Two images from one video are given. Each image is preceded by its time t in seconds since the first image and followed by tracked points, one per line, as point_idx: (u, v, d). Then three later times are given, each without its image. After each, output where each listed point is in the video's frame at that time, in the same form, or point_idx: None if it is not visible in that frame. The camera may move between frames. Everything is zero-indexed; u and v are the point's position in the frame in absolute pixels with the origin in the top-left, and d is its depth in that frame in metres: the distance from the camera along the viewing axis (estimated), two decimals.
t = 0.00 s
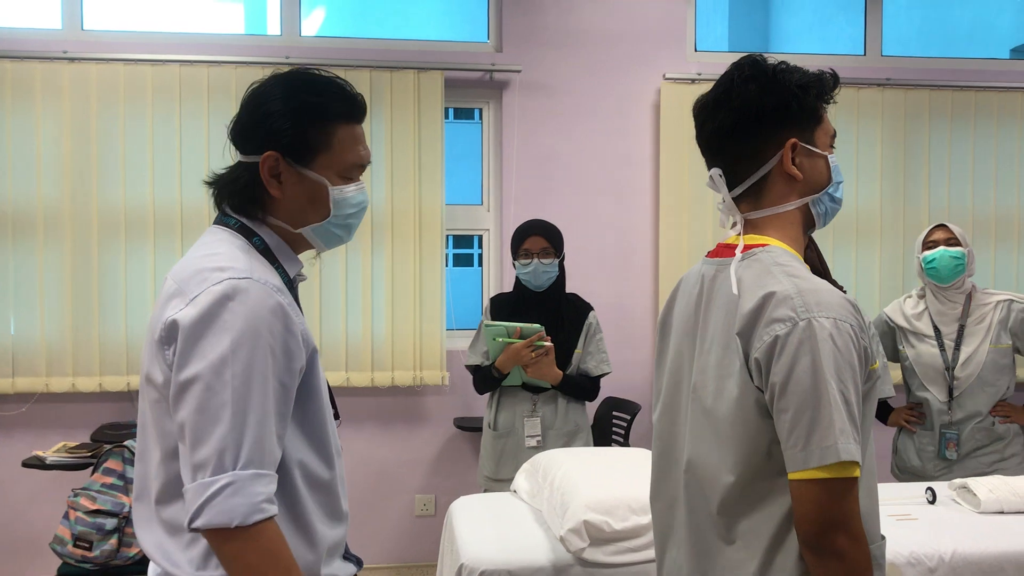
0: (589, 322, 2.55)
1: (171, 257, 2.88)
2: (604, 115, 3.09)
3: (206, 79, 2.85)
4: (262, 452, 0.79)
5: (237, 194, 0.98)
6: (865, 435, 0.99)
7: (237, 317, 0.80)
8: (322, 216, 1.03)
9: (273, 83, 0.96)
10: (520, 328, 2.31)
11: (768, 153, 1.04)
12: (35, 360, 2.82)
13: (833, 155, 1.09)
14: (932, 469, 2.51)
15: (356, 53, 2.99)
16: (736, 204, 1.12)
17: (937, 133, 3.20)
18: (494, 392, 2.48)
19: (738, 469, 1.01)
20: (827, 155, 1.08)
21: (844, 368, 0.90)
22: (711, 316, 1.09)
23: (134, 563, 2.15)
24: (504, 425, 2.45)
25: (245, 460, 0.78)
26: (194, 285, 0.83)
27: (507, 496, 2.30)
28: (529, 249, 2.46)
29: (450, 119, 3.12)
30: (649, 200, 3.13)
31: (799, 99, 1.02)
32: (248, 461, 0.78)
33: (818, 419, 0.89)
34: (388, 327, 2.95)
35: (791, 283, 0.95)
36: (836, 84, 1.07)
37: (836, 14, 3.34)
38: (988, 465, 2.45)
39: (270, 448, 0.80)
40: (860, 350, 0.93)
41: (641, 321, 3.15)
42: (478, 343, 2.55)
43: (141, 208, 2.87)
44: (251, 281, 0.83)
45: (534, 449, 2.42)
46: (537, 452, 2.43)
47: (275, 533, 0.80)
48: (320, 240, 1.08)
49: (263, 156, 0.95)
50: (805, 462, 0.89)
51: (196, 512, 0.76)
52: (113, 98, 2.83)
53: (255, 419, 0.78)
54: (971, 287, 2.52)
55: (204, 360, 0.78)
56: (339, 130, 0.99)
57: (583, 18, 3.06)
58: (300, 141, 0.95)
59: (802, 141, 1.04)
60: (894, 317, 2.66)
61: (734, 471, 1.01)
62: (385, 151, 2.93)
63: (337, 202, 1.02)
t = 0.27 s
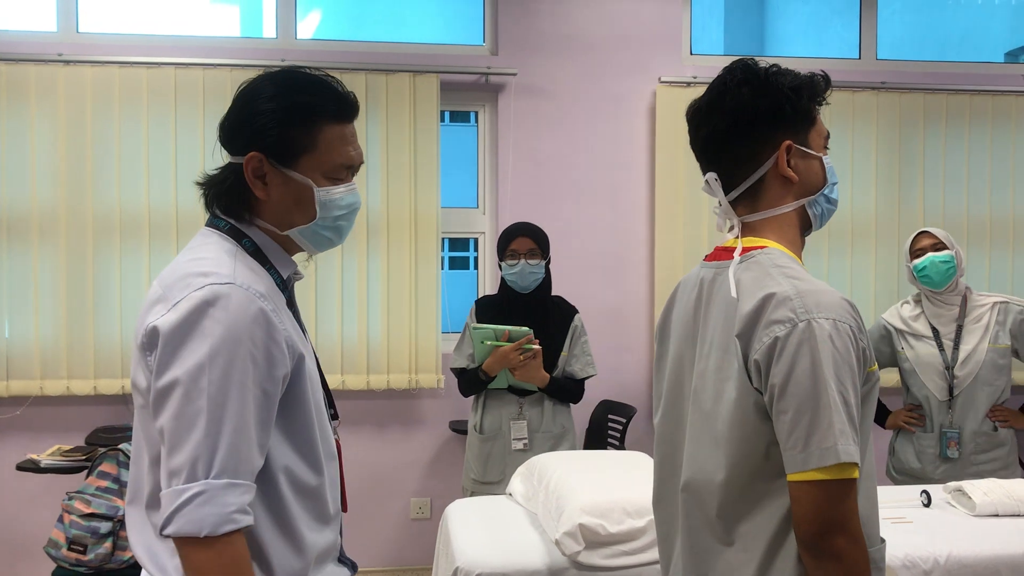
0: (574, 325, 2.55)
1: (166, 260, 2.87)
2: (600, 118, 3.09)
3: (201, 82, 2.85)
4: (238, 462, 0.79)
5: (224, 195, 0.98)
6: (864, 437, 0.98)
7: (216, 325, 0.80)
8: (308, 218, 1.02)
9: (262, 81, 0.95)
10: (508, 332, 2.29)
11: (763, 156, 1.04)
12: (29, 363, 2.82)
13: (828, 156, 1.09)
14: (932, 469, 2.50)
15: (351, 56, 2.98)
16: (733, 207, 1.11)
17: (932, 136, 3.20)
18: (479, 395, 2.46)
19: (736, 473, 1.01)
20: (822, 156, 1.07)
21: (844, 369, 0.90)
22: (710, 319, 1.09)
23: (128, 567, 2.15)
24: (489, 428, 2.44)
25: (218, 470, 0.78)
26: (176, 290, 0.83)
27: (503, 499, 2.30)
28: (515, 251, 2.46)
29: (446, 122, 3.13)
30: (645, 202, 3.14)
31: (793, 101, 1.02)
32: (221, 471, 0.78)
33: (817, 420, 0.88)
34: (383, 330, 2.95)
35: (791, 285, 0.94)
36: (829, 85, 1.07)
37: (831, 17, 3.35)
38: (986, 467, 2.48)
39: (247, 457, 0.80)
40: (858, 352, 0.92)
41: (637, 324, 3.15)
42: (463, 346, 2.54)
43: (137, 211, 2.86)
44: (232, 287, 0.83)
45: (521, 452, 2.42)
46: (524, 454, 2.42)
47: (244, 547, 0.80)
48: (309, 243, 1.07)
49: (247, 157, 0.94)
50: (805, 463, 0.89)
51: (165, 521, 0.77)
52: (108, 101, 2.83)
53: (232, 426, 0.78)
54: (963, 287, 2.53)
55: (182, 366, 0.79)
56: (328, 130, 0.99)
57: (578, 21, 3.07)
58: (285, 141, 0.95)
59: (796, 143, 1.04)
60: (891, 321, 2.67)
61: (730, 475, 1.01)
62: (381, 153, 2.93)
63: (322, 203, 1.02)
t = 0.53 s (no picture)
0: (561, 327, 2.56)
1: (163, 262, 2.87)
2: (597, 120, 3.10)
3: (199, 84, 2.85)
4: (222, 465, 0.79)
5: (218, 198, 0.97)
6: (854, 439, 0.98)
7: (202, 327, 0.80)
8: (303, 214, 1.03)
9: (249, 82, 0.96)
10: (500, 333, 2.30)
11: (756, 160, 1.04)
12: (26, 365, 2.81)
13: (822, 160, 1.09)
14: (933, 469, 2.51)
15: (349, 58, 2.99)
16: (727, 211, 1.12)
17: (928, 138, 3.21)
18: (469, 398, 2.46)
19: (729, 476, 1.01)
20: (815, 160, 1.07)
21: (833, 374, 0.90)
22: (702, 323, 1.10)
23: (125, 569, 2.15)
24: (480, 430, 2.44)
25: (198, 473, 0.78)
26: (164, 293, 0.83)
27: (500, 501, 2.30)
28: (505, 253, 2.46)
29: (443, 124, 3.12)
30: (642, 204, 3.14)
31: (787, 105, 1.02)
32: (202, 474, 0.78)
33: (806, 425, 0.89)
34: (380, 332, 2.95)
35: (781, 290, 0.95)
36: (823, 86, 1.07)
37: (828, 19, 3.35)
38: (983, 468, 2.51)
39: (232, 461, 0.80)
40: (848, 357, 0.92)
41: (633, 326, 3.15)
42: (453, 347, 2.53)
43: (134, 214, 2.86)
44: (220, 290, 0.83)
45: (513, 453, 2.42)
46: (516, 456, 2.42)
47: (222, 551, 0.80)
48: (304, 240, 1.07)
49: (240, 155, 0.94)
50: (795, 467, 0.89)
51: (147, 521, 0.77)
52: (105, 103, 2.83)
53: (217, 429, 0.78)
54: (960, 287, 2.52)
55: (168, 368, 0.79)
56: (316, 127, 0.99)
57: (575, 23, 3.07)
58: (277, 138, 0.95)
59: (789, 147, 1.04)
60: (892, 319, 2.67)
61: (723, 478, 1.01)
62: (378, 155, 2.93)
63: (317, 199, 1.02)
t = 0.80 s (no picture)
0: (553, 327, 2.56)
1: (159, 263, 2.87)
2: (593, 121, 3.10)
3: (195, 85, 2.85)
4: (224, 469, 0.79)
5: (214, 202, 0.97)
6: (843, 438, 0.98)
7: (202, 332, 0.80)
8: (299, 212, 1.03)
9: (234, 86, 0.96)
10: (495, 336, 2.29)
11: (744, 164, 1.04)
12: (22, 367, 2.81)
13: (810, 161, 1.09)
14: (916, 466, 2.57)
15: (345, 59, 2.98)
16: (717, 213, 1.12)
17: (924, 139, 3.21)
18: (463, 401, 2.45)
19: (721, 476, 1.01)
20: (804, 161, 1.07)
21: (821, 374, 0.90)
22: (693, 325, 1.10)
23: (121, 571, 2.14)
24: (475, 432, 2.43)
25: (205, 477, 0.78)
26: (161, 299, 0.83)
27: (497, 502, 2.29)
28: (494, 255, 2.46)
29: (440, 125, 3.12)
30: (638, 205, 3.14)
31: (772, 108, 1.02)
32: (208, 478, 0.78)
33: (794, 425, 0.89)
34: (377, 333, 2.95)
35: (770, 290, 0.95)
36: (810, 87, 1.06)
37: (824, 20, 3.36)
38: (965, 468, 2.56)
39: (233, 464, 0.80)
40: (836, 356, 0.92)
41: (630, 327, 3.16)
42: (444, 350, 2.52)
43: (130, 215, 2.86)
44: (217, 295, 0.82)
45: (508, 455, 2.41)
46: (511, 457, 2.42)
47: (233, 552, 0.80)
48: (299, 240, 1.07)
49: (235, 154, 0.94)
50: (783, 466, 0.89)
51: (154, 529, 0.77)
52: (101, 104, 2.82)
53: (218, 433, 0.78)
54: (955, 295, 2.57)
55: (168, 374, 0.78)
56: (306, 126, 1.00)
57: (571, 23, 3.07)
58: (271, 137, 0.96)
59: (777, 150, 1.04)
60: (889, 318, 2.71)
61: (715, 478, 1.01)
62: (374, 156, 2.93)
63: (313, 196, 1.03)
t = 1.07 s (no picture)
0: (549, 327, 2.56)
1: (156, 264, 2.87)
2: (590, 122, 3.10)
3: (192, 86, 2.85)
4: (231, 474, 0.79)
5: (215, 208, 0.96)
6: (835, 437, 0.98)
7: (207, 338, 0.80)
8: (305, 207, 1.04)
9: (222, 92, 0.96)
10: (490, 337, 2.29)
11: (735, 167, 1.05)
12: (17, 368, 2.80)
13: (801, 160, 1.09)
14: (892, 462, 2.60)
15: (342, 60, 2.99)
16: (712, 216, 1.12)
17: (920, 140, 3.22)
18: (459, 402, 2.46)
19: (714, 476, 1.01)
20: (794, 160, 1.08)
21: (814, 373, 0.90)
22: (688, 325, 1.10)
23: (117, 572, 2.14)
24: (470, 433, 2.44)
25: (215, 482, 0.78)
26: (163, 305, 0.83)
27: (493, 504, 2.29)
28: (486, 258, 2.45)
29: (437, 126, 3.12)
30: (635, 206, 3.14)
31: (760, 111, 1.02)
32: (218, 483, 0.78)
33: (786, 423, 0.89)
34: (374, 335, 2.95)
35: (763, 290, 0.95)
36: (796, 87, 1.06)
37: (821, 21, 3.36)
38: (943, 469, 2.57)
39: (239, 468, 0.80)
40: (829, 355, 0.92)
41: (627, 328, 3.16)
42: (440, 351, 2.51)
43: (126, 216, 2.86)
44: (221, 300, 0.82)
45: (504, 456, 2.41)
46: (507, 458, 2.42)
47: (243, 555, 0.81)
48: (301, 237, 1.08)
49: (242, 155, 0.95)
50: (775, 463, 0.89)
51: (163, 536, 0.77)
52: (97, 105, 2.82)
53: (225, 439, 0.78)
54: (938, 294, 2.59)
55: (174, 381, 0.78)
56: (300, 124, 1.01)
57: (568, 25, 3.07)
58: (273, 137, 0.96)
59: (767, 151, 1.05)
60: (871, 317, 2.75)
61: (708, 478, 1.01)
62: (371, 157, 2.93)
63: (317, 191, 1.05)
